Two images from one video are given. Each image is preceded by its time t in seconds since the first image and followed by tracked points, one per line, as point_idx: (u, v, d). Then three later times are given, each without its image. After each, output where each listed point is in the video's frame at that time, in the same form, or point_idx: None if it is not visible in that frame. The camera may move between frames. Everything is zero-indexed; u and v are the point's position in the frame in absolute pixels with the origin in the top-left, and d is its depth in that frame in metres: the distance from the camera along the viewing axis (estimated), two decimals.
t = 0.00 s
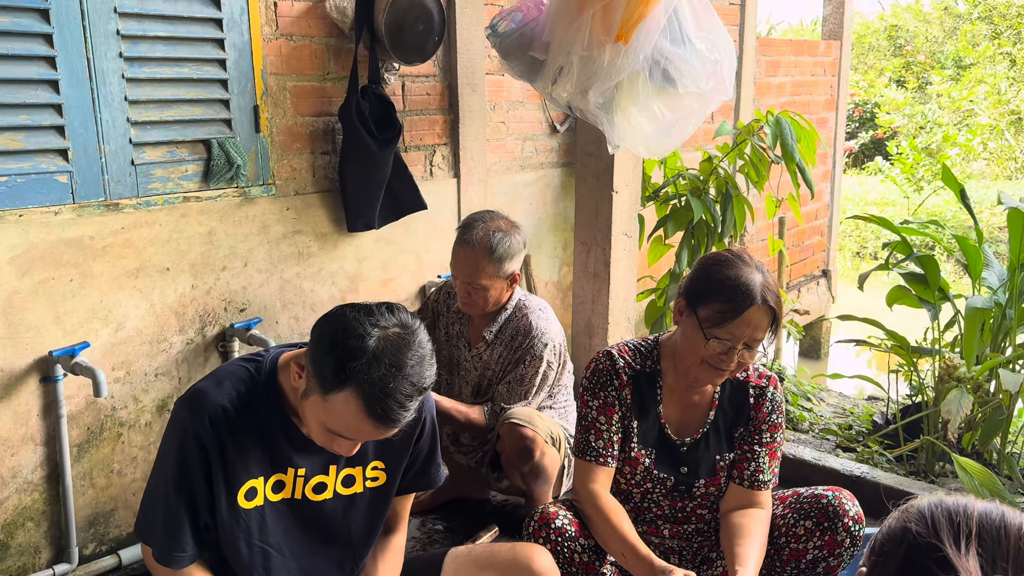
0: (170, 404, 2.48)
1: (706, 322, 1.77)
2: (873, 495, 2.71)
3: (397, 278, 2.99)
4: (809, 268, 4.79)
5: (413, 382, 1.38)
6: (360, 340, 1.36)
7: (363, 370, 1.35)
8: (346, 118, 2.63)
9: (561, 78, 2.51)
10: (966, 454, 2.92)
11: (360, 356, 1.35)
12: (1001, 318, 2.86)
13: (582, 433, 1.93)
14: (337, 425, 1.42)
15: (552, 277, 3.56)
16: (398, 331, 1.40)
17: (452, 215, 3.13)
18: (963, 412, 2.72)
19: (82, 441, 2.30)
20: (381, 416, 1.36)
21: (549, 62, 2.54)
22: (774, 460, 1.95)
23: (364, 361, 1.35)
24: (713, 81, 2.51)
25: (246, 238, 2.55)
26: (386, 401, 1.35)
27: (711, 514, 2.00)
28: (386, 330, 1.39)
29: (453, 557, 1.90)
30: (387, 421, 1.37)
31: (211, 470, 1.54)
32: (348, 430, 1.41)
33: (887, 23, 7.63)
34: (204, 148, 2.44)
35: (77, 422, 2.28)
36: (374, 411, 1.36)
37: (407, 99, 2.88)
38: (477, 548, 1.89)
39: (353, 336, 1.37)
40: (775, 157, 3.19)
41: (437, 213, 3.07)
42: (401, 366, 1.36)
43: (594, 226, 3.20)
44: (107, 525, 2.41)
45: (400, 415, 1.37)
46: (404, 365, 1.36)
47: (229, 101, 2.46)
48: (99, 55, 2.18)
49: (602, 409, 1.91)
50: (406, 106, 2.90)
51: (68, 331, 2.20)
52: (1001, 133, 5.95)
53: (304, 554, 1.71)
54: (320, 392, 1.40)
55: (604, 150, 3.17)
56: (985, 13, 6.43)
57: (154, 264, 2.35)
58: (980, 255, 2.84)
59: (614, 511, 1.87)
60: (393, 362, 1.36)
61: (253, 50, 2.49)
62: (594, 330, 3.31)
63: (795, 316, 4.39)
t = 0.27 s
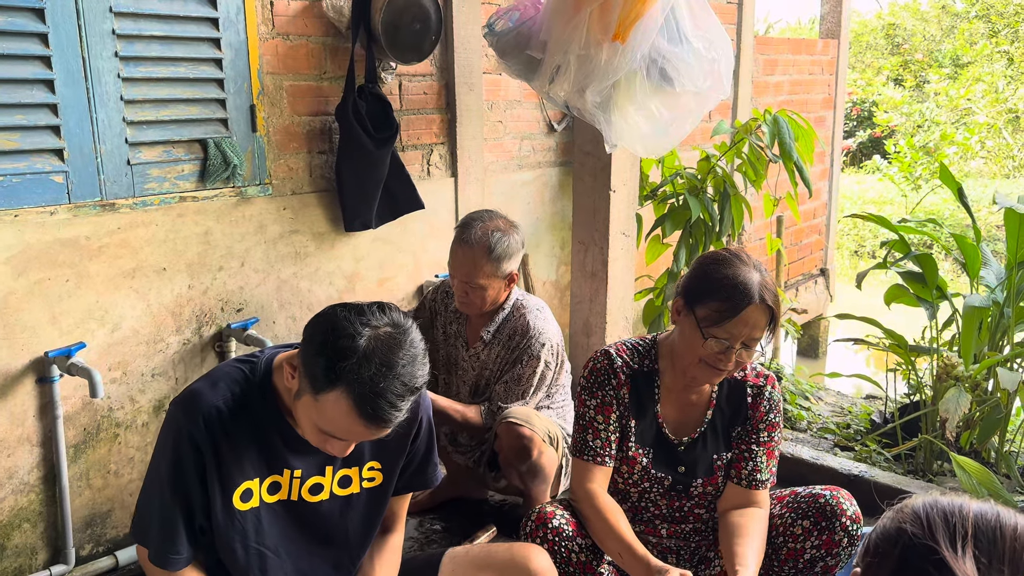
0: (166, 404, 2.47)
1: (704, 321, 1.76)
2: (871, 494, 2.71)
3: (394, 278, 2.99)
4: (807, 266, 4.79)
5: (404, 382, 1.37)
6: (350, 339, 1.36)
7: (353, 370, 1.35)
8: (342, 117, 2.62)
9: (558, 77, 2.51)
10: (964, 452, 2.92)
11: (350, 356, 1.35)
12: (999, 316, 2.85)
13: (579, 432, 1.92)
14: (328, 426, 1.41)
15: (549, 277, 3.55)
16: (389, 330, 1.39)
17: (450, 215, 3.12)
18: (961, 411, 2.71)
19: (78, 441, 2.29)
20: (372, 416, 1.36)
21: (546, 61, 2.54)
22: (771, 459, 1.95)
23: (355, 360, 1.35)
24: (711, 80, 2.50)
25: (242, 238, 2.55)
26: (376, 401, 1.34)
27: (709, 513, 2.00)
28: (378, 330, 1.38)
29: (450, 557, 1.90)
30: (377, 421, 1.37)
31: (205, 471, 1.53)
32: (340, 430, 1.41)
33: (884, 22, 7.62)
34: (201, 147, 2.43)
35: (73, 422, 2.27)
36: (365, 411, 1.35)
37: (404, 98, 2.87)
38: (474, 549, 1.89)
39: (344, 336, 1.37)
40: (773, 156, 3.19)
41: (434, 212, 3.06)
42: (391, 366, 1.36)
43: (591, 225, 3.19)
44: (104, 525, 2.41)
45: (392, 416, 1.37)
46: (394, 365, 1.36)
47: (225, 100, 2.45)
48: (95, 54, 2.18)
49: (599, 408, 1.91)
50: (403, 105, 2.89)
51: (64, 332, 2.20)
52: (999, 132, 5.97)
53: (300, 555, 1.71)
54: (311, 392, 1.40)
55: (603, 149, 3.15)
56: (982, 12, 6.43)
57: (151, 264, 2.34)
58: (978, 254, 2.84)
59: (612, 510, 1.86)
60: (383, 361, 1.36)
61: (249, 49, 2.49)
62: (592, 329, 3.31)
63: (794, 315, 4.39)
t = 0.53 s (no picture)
0: (164, 403, 2.46)
1: (704, 319, 1.76)
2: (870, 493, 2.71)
3: (393, 276, 2.98)
4: (805, 265, 4.79)
5: (399, 379, 1.36)
6: (345, 337, 1.36)
7: (347, 367, 1.34)
8: (341, 116, 2.61)
9: (556, 75, 2.50)
10: (962, 450, 2.92)
11: (344, 353, 1.35)
12: (997, 315, 2.85)
13: (579, 431, 1.92)
14: (324, 424, 1.41)
15: (548, 275, 3.55)
16: (384, 328, 1.39)
17: (449, 214, 3.12)
18: (960, 409, 2.71)
19: (76, 441, 2.29)
20: (366, 414, 1.35)
21: (544, 59, 2.53)
22: (770, 458, 1.95)
23: (349, 358, 1.34)
24: (710, 78, 2.50)
25: (240, 236, 2.54)
26: (370, 398, 1.34)
27: (708, 512, 1.99)
28: (372, 327, 1.38)
29: (450, 556, 1.90)
30: (372, 420, 1.36)
31: (204, 471, 1.53)
32: (335, 428, 1.41)
33: (882, 21, 7.62)
34: (198, 146, 2.42)
35: (71, 422, 2.27)
36: (359, 409, 1.35)
37: (402, 96, 2.87)
38: (474, 548, 1.89)
39: (338, 334, 1.36)
40: (772, 154, 3.18)
41: (433, 211, 3.05)
42: (385, 363, 1.35)
43: (590, 224, 3.18)
44: (102, 525, 2.40)
45: (387, 414, 1.36)
46: (388, 362, 1.35)
47: (223, 98, 2.44)
48: (92, 53, 2.17)
49: (599, 407, 1.90)
50: (402, 104, 2.88)
51: (62, 331, 2.19)
52: (997, 130, 6.00)
53: (299, 555, 1.70)
54: (306, 390, 1.40)
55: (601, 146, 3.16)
56: (980, 10, 6.43)
57: (148, 263, 2.34)
58: (977, 252, 2.84)
59: (611, 509, 1.86)
60: (377, 359, 1.35)
61: (247, 47, 2.48)
62: (591, 328, 3.30)
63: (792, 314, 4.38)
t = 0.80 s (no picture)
0: (162, 403, 2.46)
1: (703, 319, 1.76)
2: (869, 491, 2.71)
3: (391, 275, 2.98)
4: (804, 263, 4.79)
5: (398, 377, 1.36)
6: (343, 335, 1.35)
7: (346, 366, 1.34)
8: (339, 115, 2.61)
9: (555, 73, 2.50)
10: (961, 449, 2.93)
11: (343, 352, 1.34)
12: (996, 313, 2.85)
13: (578, 431, 1.91)
14: (323, 423, 1.41)
15: (547, 274, 3.54)
16: (382, 326, 1.38)
17: (447, 213, 3.11)
18: (959, 408, 2.71)
19: (74, 440, 2.28)
20: (366, 412, 1.35)
21: (543, 58, 2.52)
22: (770, 457, 1.95)
23: (347, 356, 1.34)
24: (709, 77, 2.50)
25: (239, 235, 2.53)
26: (369, 396, 1.33)
27: (708, 511, 1.99)
28: (371, 325, 1.38)
29: (448, 556, 1.90)
30: (371, 418, 1.36)
31: (202, 471, 1.52)
32: (334, 427, 1.40)
33: (881, 19, 7.62)
34: (196, 145, 2.41)
35: (69, 421, 2.26)
36: (358, 407, 1.34)
37: (400, 95, 2.86)
38: (473, 547, 1.89)
39: (337, 332, 1.36)
40: (770, 153, 3.18)
41: (432, 210, 3.05)
42: (384, 361, 1.35)
43: (589, 223, 3.18)
44: (100, 525, 2.39)
45: (386, 412, 1.36)
46: (387, 360, 1.35)
47: (221, 97, 2.43)
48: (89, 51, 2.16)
49: (598, 407, 1.90)
50: (400, 102, 2.88)
51: (60, 330, 2.18)
52: (995, 129, 5.94)
53: (298, 555, 1.70)
54: (305, 389, 1.39)
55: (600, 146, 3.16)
56: (978, 9, 6.43)
57: (146, 263, 2.33)
58: (975, 250, 2.84)
59: (610, 508, 1.86)
60: (376, 357, 1.35)
61: (245, 46, 2.47)
62: (590, 326, 3.30)
63: (791, 312, 4.38)
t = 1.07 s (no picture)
0: (161, 402, 2.45)
1: (704, 318, 1.75)
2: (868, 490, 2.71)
3: (390, 274, 2.97)
4: (803, 262, 4.79)
5: (399, 374, 1.36)
6: (343, 332, 1.35)
7: (347, 363, 1.34)
8: (337, 114, 2.60)
9: (554, 71, 2.49)
10: (960, 447, 2.93)
11: (344, 349, 1.34)
12: (995, 311, 2.85)
13: (577, 429, 1.91)
14: (323, 421, 1.40)
15: (546, 273, 3.54)
16: (382, 323, 1.38)
17: (446, 211, 3.11)
18: (957, 406, 2.72)
19: (72, 440, 2.28)
20: (367, 409, 1.35)
21: (541, 55, 2.52)
22: (769, 456, 1.95)
23: (348, 353, 1.34)
24: (707, 74, 2.49)
25: (237, 234, 2.53)
26: (371, 393, 1.33)
27: (708, 511, 1.99)
28: (371, 322, 1.37)
29: (448, 555, 1.90)
30: (373, 414, 1.35)
31: (200, 469, 1.52)
32: (335, 424, 1.40)
33: (879, 18, 7.61)
34: (194, 143, 2.41)
35: (67, 420, 2.26)
36: (359, 404, 1.34)
37: (398, 94, 2.86)
38: (472, 546, 1.88)
39: (337, 329, 1.36)
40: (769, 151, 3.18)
41: (430, 208, 3.04)
42: (385, 358, 1.35)
43: (588, 221, 3.18)
44: (99, 524, 2.39)
45: (387, 408, 1.36)
46: (388, 357, 1.35)
47: (219, 95, 2.43)
48: (86, 50, 2.15)
49: (597, 405, 1.90)
50: (398, 101, 2.87)
51: (57, 329, 2.18)
52: (994, 127, 5.96)
53: (296, 554, 1.69)
54: (305, 387, 1.39)
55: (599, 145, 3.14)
56: (976, 7, 6.42)
57: (144, 262, 2.32)
58: (974, 248, 2.84)
59: (609, 508, 1.86)
60: (377, 353, 1.34)
61: (243, 44, 2.46)
62: (589, 325, 3.29)
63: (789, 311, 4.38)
